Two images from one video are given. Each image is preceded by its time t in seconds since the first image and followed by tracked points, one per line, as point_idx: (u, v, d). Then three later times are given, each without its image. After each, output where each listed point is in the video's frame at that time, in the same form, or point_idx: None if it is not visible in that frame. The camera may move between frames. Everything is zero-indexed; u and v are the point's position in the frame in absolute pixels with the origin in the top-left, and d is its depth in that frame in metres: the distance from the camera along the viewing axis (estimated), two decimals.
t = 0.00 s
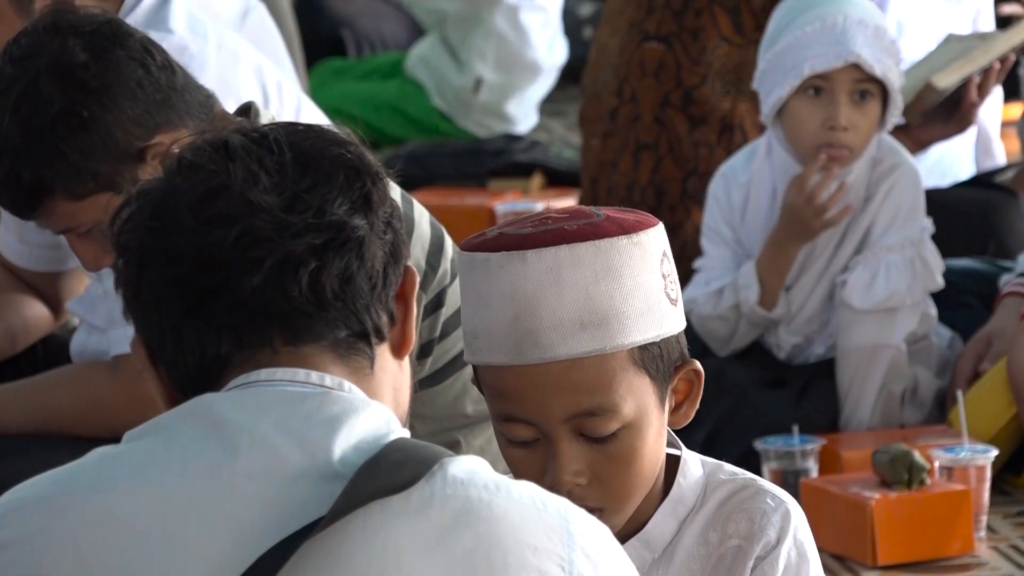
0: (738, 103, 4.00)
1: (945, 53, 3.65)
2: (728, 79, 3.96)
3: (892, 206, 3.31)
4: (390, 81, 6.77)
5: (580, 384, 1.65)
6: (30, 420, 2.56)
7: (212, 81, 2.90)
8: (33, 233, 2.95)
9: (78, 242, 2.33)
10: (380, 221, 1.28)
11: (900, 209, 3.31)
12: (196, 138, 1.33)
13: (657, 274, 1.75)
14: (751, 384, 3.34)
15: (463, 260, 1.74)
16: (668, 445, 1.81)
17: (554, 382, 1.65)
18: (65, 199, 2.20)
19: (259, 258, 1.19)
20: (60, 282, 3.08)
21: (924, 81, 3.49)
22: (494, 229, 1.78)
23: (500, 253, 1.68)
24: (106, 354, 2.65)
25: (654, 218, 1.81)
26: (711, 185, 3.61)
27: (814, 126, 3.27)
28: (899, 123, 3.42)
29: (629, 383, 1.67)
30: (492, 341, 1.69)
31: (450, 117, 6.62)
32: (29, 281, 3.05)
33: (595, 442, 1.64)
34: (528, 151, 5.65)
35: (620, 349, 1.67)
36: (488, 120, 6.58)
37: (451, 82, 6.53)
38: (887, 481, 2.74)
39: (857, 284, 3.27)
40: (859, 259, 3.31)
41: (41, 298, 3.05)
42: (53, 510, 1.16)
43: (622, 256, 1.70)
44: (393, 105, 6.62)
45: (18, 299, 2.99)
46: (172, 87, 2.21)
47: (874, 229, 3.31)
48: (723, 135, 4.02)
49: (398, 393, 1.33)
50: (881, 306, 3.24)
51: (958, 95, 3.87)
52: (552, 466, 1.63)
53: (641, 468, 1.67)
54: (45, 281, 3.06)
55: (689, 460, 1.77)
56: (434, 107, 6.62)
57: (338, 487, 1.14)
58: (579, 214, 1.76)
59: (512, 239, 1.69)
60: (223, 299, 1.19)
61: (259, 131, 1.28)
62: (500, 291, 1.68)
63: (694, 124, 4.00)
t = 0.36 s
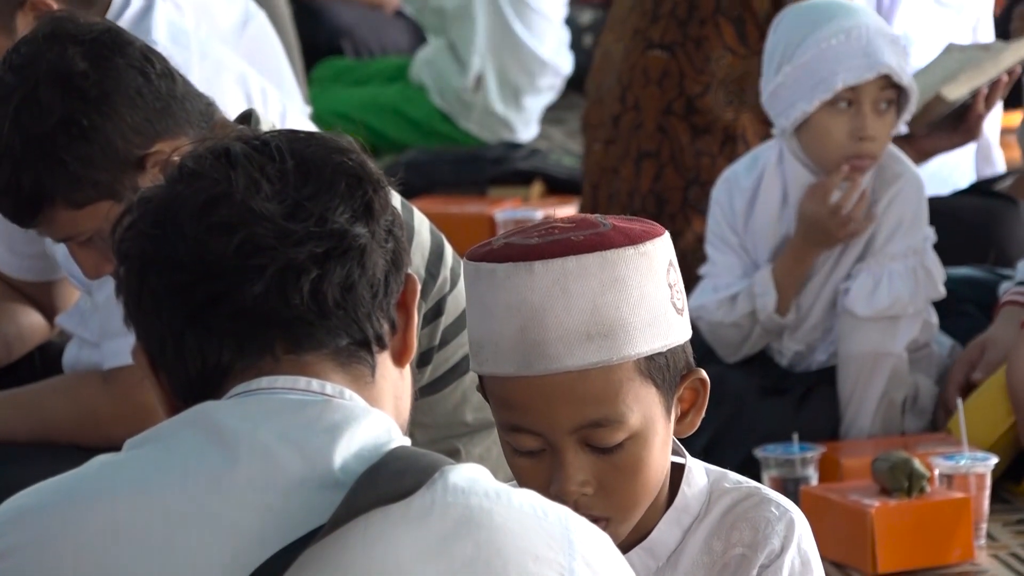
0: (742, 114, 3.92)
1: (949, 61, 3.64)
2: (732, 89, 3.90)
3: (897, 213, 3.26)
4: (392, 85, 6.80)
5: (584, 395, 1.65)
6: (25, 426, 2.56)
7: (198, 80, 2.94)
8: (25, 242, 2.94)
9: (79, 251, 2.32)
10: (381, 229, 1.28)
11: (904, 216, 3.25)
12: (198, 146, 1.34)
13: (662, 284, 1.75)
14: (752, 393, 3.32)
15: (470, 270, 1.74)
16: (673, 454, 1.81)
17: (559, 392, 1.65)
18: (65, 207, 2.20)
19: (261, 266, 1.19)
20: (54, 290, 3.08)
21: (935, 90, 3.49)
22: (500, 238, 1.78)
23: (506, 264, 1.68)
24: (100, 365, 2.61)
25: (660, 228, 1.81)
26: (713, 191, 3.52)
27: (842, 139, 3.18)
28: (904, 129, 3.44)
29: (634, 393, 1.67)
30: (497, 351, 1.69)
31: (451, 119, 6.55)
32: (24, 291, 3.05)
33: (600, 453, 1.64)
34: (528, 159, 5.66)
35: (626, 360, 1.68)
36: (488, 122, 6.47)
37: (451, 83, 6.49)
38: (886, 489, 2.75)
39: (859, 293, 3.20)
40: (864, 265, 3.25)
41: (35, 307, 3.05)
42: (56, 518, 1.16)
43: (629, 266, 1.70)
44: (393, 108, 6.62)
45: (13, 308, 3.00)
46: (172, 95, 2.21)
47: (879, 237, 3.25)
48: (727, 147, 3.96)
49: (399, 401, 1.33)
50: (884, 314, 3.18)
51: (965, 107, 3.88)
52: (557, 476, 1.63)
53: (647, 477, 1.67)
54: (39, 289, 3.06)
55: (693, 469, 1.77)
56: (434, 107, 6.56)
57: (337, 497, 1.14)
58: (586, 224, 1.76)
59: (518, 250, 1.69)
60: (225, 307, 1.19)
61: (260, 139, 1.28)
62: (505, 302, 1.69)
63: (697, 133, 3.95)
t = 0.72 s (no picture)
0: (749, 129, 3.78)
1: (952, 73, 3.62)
2: (739, 102, 3.76)
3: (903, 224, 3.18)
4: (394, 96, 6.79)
5: (584, 410, 1.65)
6: (25, 438, 2.55)
7: (206, 96, 2.93)
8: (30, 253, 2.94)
9: (78, 262, 2.32)
10: (381, 241, 1.28)
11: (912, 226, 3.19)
12: (197, 157, 1.34)
13: (660, 298, 1.75)
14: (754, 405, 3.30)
15: (467, 287, 1.74)
16: (673, 466, 1.81)
17: (559, 407, 1.65)
18: (65, 217, 2.20)
19: (261, 278, 1.19)
20: (57, 301, 3.08)
21: (945, 110, 3.39)
22: (497, 254, 1.78)
23: (503, 280, 1.68)
24: (101, 375, 2.64)
25: (658, 241, 1.81)
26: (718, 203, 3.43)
27: (856, 157, 3.15)
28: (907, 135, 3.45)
29: (633, 408, 1.67)
30: (497, 365, 1.70)
31: (454, 125, 6.54)
32: (27, 301, 3.05)
33: (600, 468, 1.64)
34: (528, 171, 5.69)
35: (625, 375, 1.68)
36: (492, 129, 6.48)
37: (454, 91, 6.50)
38: (886, 501, 2.75)
39: (864, 304, 3.14)
40: (869, 278, 3.19)
41: (38, 318, 3.05)
42: (55, 531, 1.16)
43: (626, 281, 1.70)
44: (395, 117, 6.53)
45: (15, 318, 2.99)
46: (173, 106, 2.22)
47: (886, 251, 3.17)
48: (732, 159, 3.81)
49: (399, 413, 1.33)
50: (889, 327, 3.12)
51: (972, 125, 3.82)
52: (557, 491, 1.63)
53: (646, 490, 1.67)
54: (43, 301, 3.07)
55: (693, 481, 1.78)
56: (437, 115, 6.54)
57: (337, 507, 1.14)
58: (583, 239, 1.76)
59: (515, 266, 1.69)
60: (225, 319, 1.20)
61: (260, 151, 1.28)
62: (503, 317, 1.69)
63: (703, 146, 3.84)
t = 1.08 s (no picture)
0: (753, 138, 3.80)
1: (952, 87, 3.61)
2: (746, 114, 3.79)
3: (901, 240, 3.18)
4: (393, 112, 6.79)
5: (581, 428, 1.65)
6: (24, 452, 2.54)
7: (216, 118, 2.88)
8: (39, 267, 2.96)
9: (79, 279, 2.32)
10: (381, 256, 1.29)
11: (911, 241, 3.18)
12: (197, 173, 1.34)
13: (656, 315, 1.75)
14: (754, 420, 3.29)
15: (462, 306, 1.75)
16: (670, 482, 1.81)
17: (557, 425, 1.65)
18: (66, 234, 2.20)
19: (261, 293, 1.20)
20: (62, 317, 3.07)
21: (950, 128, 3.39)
22: (491, 272, 1.78)
23: (498, 300, 1.69)
24: (106, 387, 2.66)
25: (653, 258, 1.81)
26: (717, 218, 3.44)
27: (851, 175, 3.16)
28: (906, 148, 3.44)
29: (630, 427, 1.67)
30: (494, 383, 1.70)
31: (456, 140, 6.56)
32: (30, 314, 3.05)
33: (597, 486, 1.64)
34: (527, 187, 5.70)
35: (622, 394, 1.68)
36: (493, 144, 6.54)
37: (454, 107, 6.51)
38: (886, 517, 2.75)
39: (862, 321, 3.14)
40: (867, 294, 3.19)
41: (43, 333, 3.05)
42: (53, 547, 1.16)
43: (622, 300, 1.70)
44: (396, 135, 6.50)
45: (19, 332, 2.99)
46: (173, 122, 2.22)
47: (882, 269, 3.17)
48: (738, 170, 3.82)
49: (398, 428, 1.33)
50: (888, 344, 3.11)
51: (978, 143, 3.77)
52: (555, 509, 1.63)
53: (644, 508, 1.67)
54: (49, 317, 3.06)
55: (691, 497, 1.78)
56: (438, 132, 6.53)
57: (337, 523, 1.14)
58: (578, 257, 1.76)
59: (509, 286, 1.70)
60: (225, 334, 1.20)
61: (259, 167, 1.29)
62: (500, 336, 1.69)
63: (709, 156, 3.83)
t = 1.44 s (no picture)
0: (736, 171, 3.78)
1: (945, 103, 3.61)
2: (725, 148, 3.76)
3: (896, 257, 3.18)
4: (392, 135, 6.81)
5: (580, 451, 1.66)
6: (25, 471, 2.56)
7: (213, 136, 2.91)
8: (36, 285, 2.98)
9: (78, 297, 2.31)
10: (381, 276, 1.29)
11: (906, 258, 3.18)
12: (198, 192, 1.35)
13: (655, 336, 1.76)
14: (752, 440, 3.28)
15: (462, 327, 1.76)
16: (669, 502, 1.81)
17: (556, 448, 1.66)
18: (66, 252, 2.19)
19: (261, 314, 1.21)
20: (61, 337, 3.09)
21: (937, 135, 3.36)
22: (491, 293, 1.79)
23: (498, 321, 1.70)
24: (106, 408, 2.64)
25: (653, 280, 1.82)
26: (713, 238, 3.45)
27: (845, 194, 3.17)
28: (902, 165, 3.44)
29: (627, 450, 1.68)
30: (494, 404, 1.71)
31: (452, 161, 6.55)
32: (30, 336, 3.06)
33: (596, 508, 1.65)
34: (526, 207, 5.72)
35: (620, 416, 1.69)
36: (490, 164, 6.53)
37: (450, 127, 6.51)
38: (886, 536, 2.74)
39: (859, 340, 3.15)
40: (863, 312, 3.19)
41: (43, 354, 3.06)
42: (51, 567, 1.17)
43: (621, 322, 1.71)
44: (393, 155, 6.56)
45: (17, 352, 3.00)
46: (173, 141, 2.23)
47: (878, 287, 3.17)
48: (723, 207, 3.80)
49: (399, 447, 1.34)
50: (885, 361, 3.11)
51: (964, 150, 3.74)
52: (554, 531, 1.64)
53: (642, 528, 1.68)
54: (48, 337, 3.07)
55: (689, 517, 1.78)
56: (435, 152, 6.55)
57: (337, 541, 1.14)
58: (577, 277, 1.77)
59: (509, 306, 1.71)
60: (227, 353, 1.21)
61: (260, 187, 1.30)
62: (500, 357, 1.70)
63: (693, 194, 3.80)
